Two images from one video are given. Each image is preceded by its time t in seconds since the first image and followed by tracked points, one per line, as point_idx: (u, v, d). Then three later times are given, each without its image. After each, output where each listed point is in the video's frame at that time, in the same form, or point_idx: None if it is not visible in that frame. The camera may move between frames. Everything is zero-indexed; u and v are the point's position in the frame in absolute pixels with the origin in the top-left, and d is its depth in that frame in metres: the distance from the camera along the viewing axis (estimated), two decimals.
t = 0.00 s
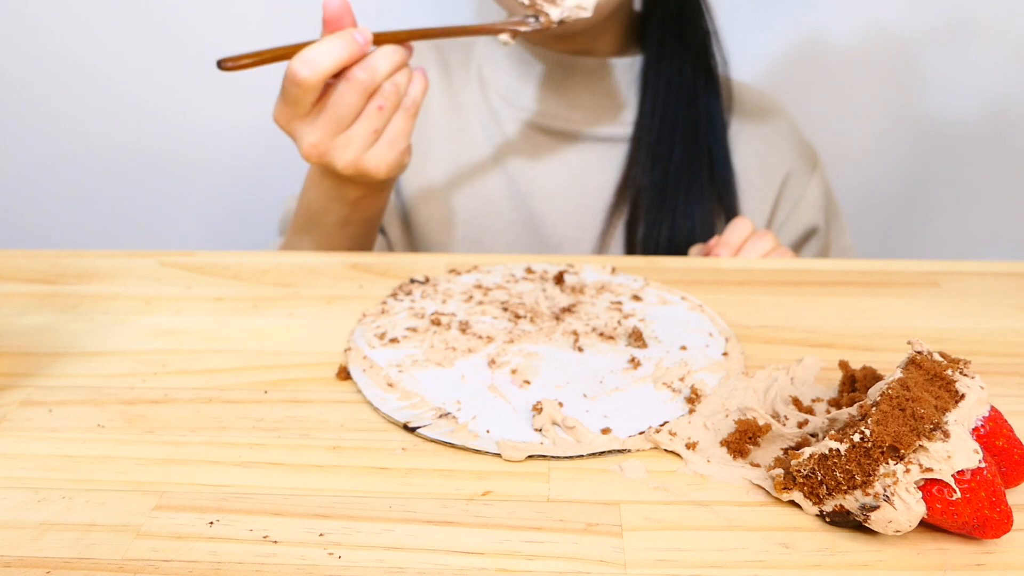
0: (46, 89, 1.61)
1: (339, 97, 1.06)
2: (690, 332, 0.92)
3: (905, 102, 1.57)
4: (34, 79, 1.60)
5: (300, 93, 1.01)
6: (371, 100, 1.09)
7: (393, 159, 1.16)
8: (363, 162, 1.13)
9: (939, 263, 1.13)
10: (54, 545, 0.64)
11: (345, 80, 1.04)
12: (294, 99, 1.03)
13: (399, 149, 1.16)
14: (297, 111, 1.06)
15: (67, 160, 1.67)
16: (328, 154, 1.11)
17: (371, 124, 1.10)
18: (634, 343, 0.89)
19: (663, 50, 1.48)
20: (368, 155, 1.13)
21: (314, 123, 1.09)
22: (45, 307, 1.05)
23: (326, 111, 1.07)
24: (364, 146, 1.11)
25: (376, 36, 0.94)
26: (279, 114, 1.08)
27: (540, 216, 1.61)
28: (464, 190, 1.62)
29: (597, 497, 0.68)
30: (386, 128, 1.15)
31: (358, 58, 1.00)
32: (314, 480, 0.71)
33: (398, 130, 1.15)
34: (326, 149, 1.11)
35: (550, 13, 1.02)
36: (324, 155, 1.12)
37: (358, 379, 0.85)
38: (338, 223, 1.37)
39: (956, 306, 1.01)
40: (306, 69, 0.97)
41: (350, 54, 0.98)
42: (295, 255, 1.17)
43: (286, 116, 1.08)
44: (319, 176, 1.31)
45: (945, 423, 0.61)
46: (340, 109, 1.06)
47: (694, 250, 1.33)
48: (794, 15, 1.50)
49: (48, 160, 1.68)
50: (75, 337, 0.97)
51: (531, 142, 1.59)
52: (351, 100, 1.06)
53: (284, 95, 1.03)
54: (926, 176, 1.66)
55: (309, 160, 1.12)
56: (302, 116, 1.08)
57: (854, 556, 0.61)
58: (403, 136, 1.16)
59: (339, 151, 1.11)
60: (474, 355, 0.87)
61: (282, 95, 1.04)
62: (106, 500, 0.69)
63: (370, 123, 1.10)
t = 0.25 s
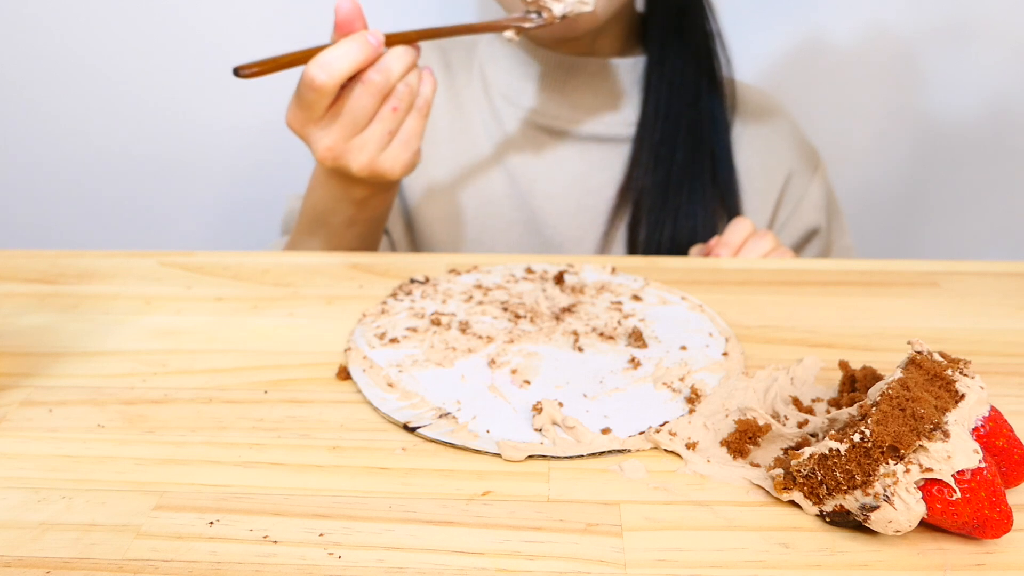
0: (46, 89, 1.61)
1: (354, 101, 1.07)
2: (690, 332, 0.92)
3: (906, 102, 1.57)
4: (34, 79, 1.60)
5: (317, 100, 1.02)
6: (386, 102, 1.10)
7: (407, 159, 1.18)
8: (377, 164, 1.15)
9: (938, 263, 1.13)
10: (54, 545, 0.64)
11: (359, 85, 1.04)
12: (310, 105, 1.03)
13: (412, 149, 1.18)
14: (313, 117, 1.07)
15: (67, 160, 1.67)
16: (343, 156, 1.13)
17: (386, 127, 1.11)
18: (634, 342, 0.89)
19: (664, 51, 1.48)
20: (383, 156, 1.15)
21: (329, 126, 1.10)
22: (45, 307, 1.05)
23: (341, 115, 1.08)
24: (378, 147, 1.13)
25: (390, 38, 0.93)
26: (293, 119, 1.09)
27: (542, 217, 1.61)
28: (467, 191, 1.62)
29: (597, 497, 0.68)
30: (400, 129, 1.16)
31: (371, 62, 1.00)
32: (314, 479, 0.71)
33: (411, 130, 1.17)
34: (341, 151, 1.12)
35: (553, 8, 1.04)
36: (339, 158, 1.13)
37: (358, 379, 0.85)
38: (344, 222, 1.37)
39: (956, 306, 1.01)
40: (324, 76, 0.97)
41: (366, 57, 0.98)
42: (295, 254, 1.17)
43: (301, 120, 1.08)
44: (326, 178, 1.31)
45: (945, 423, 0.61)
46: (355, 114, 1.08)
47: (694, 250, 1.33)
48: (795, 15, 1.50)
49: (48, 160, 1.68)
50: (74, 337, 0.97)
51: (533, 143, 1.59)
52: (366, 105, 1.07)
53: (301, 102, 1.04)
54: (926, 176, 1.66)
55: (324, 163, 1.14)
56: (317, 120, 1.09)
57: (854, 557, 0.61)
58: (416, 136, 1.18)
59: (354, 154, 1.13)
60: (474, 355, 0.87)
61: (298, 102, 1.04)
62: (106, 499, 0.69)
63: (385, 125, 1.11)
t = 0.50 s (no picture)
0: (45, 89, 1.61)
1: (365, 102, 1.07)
2: (690, 332, 0.92)
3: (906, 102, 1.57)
4: (34, 78, 1.60)
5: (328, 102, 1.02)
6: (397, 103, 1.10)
7: (418, 159, 1.18)
8: (388, 165, 1.15)
9: (938, 263, 1.13)
10: (54, 545, 0.64)
11: (371, 86, 1.05)
12: (322, 106, 1.03)
13: (423, 149, 1.18)
14: (324, 118, 1.07)
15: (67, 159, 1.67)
16: (355, 157, 1.13)
17: (397, 127, 1.11)
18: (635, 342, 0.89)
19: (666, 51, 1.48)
20: (394, 157, 1.15)
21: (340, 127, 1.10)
22: (45, 307, 1.05)
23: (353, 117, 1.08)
24: (389, 148, 1.13)
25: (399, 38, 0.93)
26: (304, 120, 1.10)
27: (543, 217, 1.62)
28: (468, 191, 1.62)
29: (597, 497, 0.68)
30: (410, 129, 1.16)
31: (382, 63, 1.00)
32: (314, 480, 0.71)
33: (421, 130, 1.17)
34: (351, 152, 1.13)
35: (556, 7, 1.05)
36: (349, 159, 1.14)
37: (358, 379, 0.85)
38: (349, 222, 1.37)
39: (956, 305, 1.01)
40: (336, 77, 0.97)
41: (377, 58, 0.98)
42: (295, 254, 1.17)
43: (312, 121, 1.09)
44: (331, 178, 1.31)
45: (945, 423, 0.61)
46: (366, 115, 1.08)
47: (694, 250, 1.33)
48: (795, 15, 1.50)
49: (48, 159, 1.68)
50: (74, 337, 0.97)
51: (534, 143, 1.59)
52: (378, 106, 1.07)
53: (313, 104, 1.04)
54: (926, 177, 1.66)
55: (334, 164, 1.14)
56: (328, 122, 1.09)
57: (854, 556, 0.61)
58: (426, 136, 1.18)
59: (365, 155, 1.13)
60: (474, 355, 0.87)
61: (311, 105, 1.05)
62: (106, 500, 0.69)
63: (396, 125, 1.11)
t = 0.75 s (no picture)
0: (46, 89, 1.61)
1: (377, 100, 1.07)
2: (690, 332, 0.92)
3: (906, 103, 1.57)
4: (34, 79, 1.60)
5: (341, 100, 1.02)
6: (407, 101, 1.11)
7: (426, 157, 1.18)
8: (398, 163, 1.16)
9: (938, 263, 1.13)
10: (54, 545, 0.64)
11: (383, 85, 1.04)
12: (336, 105, 1.03)
13: (432, 147, 1.19)
14: (336, 117, 1.07)
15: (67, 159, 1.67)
16: (365, 156, 1.13)
17: (407, 125, 1.12)
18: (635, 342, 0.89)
19: (668, 52, 1.48)
20: (403, 155, 1.16)
21: (351, 126, 1.10)
22: (45, 307, 1.05)
23: (365, 115, 1.08)
24: (399, 146, 1.13)
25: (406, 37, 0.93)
26: (316, 120, 1.09)
27: (544, 217, 1.62)
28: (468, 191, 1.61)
29: (597, 497, 0.68)
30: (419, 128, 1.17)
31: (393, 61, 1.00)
32: (314, 479, 0.71)
33: (430, 129, 1.18)
34: (362, 152, 1.12)
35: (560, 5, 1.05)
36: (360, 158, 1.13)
37: (358, 379, 0.85)
38: (354, 221, 1.37)
39: (956, 305, 1.01)
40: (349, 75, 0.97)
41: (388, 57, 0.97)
42: (295, 254, 1.17)
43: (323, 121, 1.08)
44: (334, 177, 1.31)
45: (945, 423, 0.61)
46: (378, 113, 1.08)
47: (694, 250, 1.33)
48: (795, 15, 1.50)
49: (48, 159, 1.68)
50: (74, 337, 0.97)
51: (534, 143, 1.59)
52: (389, 104, 1.07)
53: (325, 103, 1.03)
54: (926, 177, 1.66)
55: (345, 164, 1.14)
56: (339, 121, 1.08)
57: (854, 556, 0.61)
58: (434, 134, 1.19)
59: (376, 154, 1.13)
60: (474, 355, 0.87)
61: (323, 104, 1.04)
62: (106, 500, 0.69)
63: (406, 124, 1.12)
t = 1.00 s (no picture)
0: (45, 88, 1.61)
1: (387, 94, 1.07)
2: (690, 332, 0.92)
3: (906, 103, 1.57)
4: (34, 79, 1.60)
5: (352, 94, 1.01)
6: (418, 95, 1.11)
7: (436, 150, 1.19)
8: (408, 157, 1.16)
9: (938, 263, 1.13)
10: (54, 545, 0.64)
11: (394, 79, 1.04)
12: (347, 99, 1.03)
13: (441, 141, 1.19)
14: (347, 111, 1.07)
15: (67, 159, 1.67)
16: (376, 150, 1.13)
17: (417, 119, 1.12)
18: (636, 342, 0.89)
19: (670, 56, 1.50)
20: (413, 149, 1.16)
21: (361, 120, 1.10)
22: (44, 307, 1.05)
23: (376, 109, 1.08)
24: (410, 140, 1.13)
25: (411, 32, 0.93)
26: (326, 114, 1.09)
27: (546, 218, 1.62)
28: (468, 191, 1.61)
29: (597, 497, 0.68)
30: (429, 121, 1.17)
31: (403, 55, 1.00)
32: (314, 479, 0.71)
33: (439, 122, 1.18)
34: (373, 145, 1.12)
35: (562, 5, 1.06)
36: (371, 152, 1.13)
37: (358, 379, 0.85)
38: (358, 219, 1.37)
39: (956, 305, 1.01)
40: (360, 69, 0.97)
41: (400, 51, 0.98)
42: (295, 254, 1.17)
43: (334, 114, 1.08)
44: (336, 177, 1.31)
45: (945, 423, 0.61)
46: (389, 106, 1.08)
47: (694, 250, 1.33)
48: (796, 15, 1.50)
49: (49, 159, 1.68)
50: (74, 337, 0.97)
51: (535, 144, 1.59)
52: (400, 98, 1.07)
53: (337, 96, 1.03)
54: (926, 177, 1.66)
55: (356, 158, 1.13)
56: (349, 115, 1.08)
57: (854, 556, 0.61)
58: (444, 128, 1.19)
59: (386, 148, 1.13)
60: (474, 355, 0.87)
61: (335, 98, 1.04)
62: (106, 500, 0.69)
63: (417, 117, 1.12)
